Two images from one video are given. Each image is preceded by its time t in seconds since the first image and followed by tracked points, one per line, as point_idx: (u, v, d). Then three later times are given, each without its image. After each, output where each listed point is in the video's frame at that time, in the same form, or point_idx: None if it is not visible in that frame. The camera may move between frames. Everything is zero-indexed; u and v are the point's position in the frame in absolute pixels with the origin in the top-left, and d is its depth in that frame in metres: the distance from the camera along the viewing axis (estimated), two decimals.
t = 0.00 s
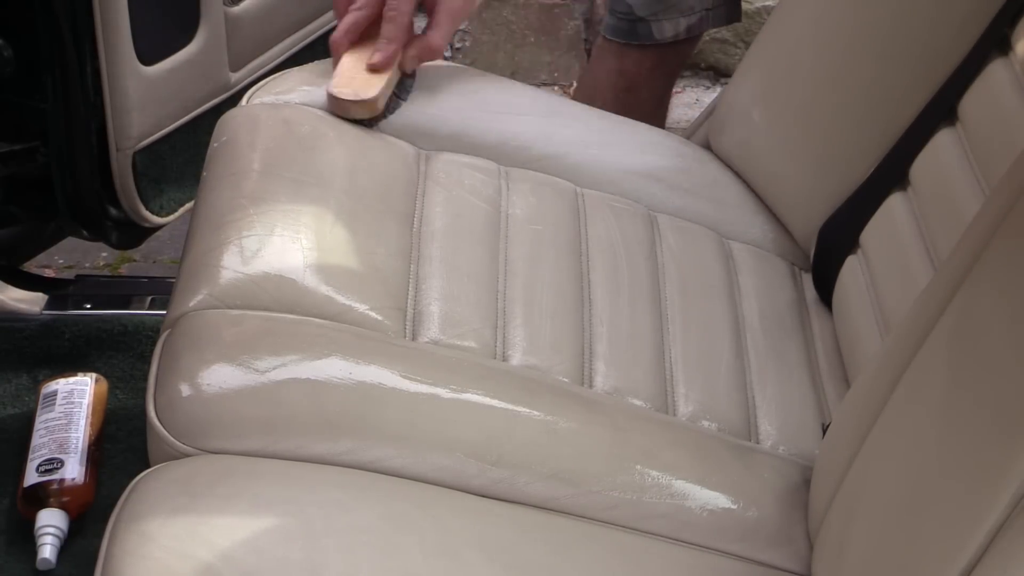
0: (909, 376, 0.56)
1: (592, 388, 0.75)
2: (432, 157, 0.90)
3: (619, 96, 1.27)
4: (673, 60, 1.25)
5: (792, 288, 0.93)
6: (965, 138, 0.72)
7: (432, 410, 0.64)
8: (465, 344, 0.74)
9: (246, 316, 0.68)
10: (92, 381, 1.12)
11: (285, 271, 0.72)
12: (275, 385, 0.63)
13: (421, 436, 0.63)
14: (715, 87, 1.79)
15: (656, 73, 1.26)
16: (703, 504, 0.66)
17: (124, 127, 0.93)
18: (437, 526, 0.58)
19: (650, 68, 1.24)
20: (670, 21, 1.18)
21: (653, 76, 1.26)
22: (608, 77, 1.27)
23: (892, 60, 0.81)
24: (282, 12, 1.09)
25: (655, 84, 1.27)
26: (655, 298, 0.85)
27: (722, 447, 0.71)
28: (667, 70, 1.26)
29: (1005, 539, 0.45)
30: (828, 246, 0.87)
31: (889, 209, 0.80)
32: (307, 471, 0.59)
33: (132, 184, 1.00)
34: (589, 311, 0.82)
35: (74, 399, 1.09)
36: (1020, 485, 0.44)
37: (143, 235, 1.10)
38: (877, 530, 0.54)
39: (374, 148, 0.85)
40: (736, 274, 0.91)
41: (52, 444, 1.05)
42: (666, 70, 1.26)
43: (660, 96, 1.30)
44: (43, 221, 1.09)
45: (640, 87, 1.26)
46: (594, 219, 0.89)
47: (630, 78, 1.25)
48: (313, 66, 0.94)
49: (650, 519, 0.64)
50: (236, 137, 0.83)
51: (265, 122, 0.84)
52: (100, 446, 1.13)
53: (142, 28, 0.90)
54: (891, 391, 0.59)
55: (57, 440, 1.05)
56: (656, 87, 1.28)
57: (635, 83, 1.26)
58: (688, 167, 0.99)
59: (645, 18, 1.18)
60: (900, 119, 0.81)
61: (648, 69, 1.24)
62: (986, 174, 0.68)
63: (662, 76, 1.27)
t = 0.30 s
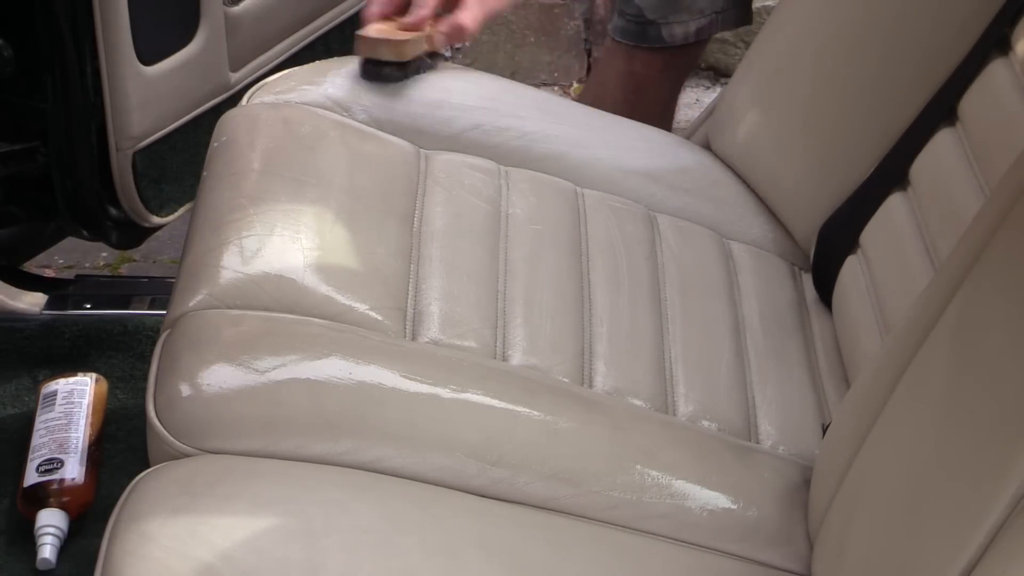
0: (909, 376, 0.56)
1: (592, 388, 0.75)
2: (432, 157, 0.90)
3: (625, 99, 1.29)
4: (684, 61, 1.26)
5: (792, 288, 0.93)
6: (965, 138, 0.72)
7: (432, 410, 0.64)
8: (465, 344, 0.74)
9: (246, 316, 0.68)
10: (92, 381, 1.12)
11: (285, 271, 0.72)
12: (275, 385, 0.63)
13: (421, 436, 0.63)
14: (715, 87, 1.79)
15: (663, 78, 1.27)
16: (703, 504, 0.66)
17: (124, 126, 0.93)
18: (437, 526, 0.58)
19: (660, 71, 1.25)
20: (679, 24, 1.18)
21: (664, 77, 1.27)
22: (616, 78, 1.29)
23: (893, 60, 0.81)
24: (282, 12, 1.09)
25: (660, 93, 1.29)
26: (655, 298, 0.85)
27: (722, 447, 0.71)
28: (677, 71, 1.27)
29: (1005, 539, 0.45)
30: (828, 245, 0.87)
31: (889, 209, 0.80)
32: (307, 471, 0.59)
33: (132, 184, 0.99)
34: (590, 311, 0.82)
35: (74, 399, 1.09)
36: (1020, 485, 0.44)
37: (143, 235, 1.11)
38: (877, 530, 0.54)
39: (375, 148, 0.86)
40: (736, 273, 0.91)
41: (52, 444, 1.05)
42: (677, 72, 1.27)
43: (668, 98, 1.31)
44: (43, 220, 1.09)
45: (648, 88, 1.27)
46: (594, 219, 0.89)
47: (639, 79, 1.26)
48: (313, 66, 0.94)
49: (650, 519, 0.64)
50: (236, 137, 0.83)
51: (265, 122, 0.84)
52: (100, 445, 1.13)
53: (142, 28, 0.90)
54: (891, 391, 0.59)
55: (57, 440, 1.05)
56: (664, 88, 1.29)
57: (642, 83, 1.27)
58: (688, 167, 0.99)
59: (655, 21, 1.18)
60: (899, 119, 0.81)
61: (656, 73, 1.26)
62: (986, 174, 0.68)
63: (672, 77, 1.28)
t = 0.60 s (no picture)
0: (910, 376, 0.56)
1: (591, 388, 0.75)
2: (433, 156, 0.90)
3: (631, 100, 1.31)
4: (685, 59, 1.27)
5: (793, 288, 0.93)
6: (965, 138, 0.72)
7: (432, 410, 0.64)
8: (465, 344, 0.74)
9: (246, 316, 0.68)
10: (92, 381, 1.12)
11: (285, 271, 0.72)
12: (275, 385, 0.63)
13: (421, 436, 0.63)
14: (715, 87, 1.79)
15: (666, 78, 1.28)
16: (703, 504, 0.66)
17: (124, 126, 0.93)
18: (437, 526, 0.58)
19: (661, 70, 1.26)
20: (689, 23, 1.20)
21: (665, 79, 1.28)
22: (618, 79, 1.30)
23: (893, 60, 0.81)
24: (281, 12, 1.09)
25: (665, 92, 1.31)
26: (655, 299, 0.85)
27: (722, 447, 0.71)
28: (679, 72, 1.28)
29: (1006, 538, 0.45)
30: (828, 245, 0.87)
31: (889, 208, 0.80)
32: (307, 471, 0.59)
33: (132, 184, 0.99)
34: (590, 311, 0.82)
35: (74, 399, 1.09)
36: (1021, 484, 0.44)
37: (143, 235, 1.11)
38: (877, 530, 0.54)
39: (374, 147, 0.86)
40: (736, 274, 0.91)
41: (52, 444, 1.05)
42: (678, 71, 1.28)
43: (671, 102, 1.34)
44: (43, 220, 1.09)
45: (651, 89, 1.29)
46: (594, 219, 0.89)
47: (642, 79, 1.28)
48: (313, 66, 0.94)
49: (650, 519, 0.64)
50: (236, 137, 0.83)
51: (265, 122, 0.84)
52: (100, 446, 1.13)
53: (142, 28, 0.90)
54: (891, 391, 0.59)
55: (57, 440, 1.05)
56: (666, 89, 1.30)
57: (647, 85, 1.28)
58: (688, 167, 0.99)
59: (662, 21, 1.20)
60: (899, 119, 0.81)
61: (658, 73, 1.27)
62: (986, 173, 0.68)
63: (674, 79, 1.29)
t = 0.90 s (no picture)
0: (910, 375, 0.56)
1: (591, 388, 0.75)
2: (433, 156, 0.90)
3: (635, 98, 1.33)
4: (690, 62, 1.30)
5: (793, 288, 0.93)
6: (965, 138, 0.72)
7: (432, 410, 0.64)
8: (465, 344, 0.74)
9: (246, 316, 0.68)
10: (92, 381, 1.12)
11: (285, 271, 0.72)
12: (275, 385, 0.63)
13: (421, 436, 0.63)
14: (715, 87, 1.79)
15: (670, 79, 1.31)
16: (703, 504, 0.66)
17: (124, 126, 0.93)
18: (437, 526, 0.58)
19: (668, 70, 1.30)
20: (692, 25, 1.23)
21: (670, 79, 1.31)
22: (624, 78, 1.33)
23: (893, 60, 0.81)
24: (281, 12, 1.09)
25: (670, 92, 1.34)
26: (655, 299, 0.85)
27: (722, 447, 0.71)
28: (681, 74, 1.31)
29: (1006, 538, 0.45)
30: (827, 245, 0.87)
31: (889, 209, 0.80)
32: (307, 471, 0.59)
33: (132, 183, 0.99)
34: (590, 311, 0.82)
35: (74, 399, 1.09)
36: (1022, 484, 0.44)
37: (143, 236, 1.11)
38: (877, 530, 0.54)
39: (375, 147, 0.86)
40: (736, 274, 0.91)
41: (52, 444, 1.05)
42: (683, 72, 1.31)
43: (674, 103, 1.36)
44: (42, 220, 1.09)
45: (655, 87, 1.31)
46: (594, 219, 0.89)
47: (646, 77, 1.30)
48: (313, 66, 0.94)
49: (649, 519, 0.64)
50: (236, 137, 0.83)
51: (265, 122, 0.84)
52: (100, 446, 1.13)
53: (142, 28, 0.90)
54: (891, 391, 0.59)
55: (57, 440, 1.05)
56: (670, 88, 1.33)
57: (650, 84, 1.31)
58: (688, 167, 0.99)
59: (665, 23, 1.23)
60: (899, 119, 0.81)
61: (662, 73, 1.30)
62: (986, 173, 0.68)
63: (679, 79, 1.32)
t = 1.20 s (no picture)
0: (910, 375, 0.56)
1: (592, 388, 0.75)
2: (433, 156, 0.90)
3: (636, 104, 1.34)
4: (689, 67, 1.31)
5: (793, 288, 0.93)
6: (965, 138, 0.72)
7: (432, 410, 0.64)
8: (466, 344, 0.74)
9: (246, 316, 0.68)
10: (92, 381, 1.12)
11: (285, 271, 0.72)
12: (275, 385, 0.63)
13: (421, 437, 0.63)
14: (715, 87, 1.79)
15: (673, 84, 1.32)
16: (703, 504, 0.66)
17: (124, 126, 0.93)
18: (437, 526, 0.58)
19: (667, 75, 1.30)
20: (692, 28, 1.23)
21: (672, 82, 1.32)
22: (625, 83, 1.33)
23: (893, 60, 0.81)
24: (281, 12, 1.09)
25: (672, 97, 1.34)
26: (655, 298, 0.85)
27: (722, 447, 0.71)
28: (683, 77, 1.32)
29: (1006, 538, 0.45)
30: (827, 245, 0.87)
31: (890, 208, 0.80)
32: (307, 471, 0.59)
33: (132, 183, 0.99)
34: (590, 311, 0.82)
35: (74, 399, 1.09)
36: (1022, 483, 0.44)
37: (143, 235, 1.11)
38: (877, 530, 0.54)
39: (375, 147, 0.86)
40: (736, 274, 0.91)
41: (52, 444, 1.05)
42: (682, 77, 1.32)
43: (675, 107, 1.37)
44: (42, 220, 1.09)
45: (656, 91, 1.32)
46: (594, 219, 0.89)
47: (647, 82, 1.31)
48: (313, 66, 0.94)
49: (649, 519, 0.64)
50: (236, 137, 0.83)
51: (265, 122, 0.84)
52: (100, 446, 1.13)
53: (142, 28, 0.90)
54: (891, 391, 0.59)
55: (57, 440, 1.05)
56: (672, 92, 1.33)
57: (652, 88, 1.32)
58: (688, 167, 0.99)
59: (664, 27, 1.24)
60: (899, 119, 0.81)
61: (664, 79, 1.31)
62: (986, 173, 0.68)
63: (679, 82, 1.33)
